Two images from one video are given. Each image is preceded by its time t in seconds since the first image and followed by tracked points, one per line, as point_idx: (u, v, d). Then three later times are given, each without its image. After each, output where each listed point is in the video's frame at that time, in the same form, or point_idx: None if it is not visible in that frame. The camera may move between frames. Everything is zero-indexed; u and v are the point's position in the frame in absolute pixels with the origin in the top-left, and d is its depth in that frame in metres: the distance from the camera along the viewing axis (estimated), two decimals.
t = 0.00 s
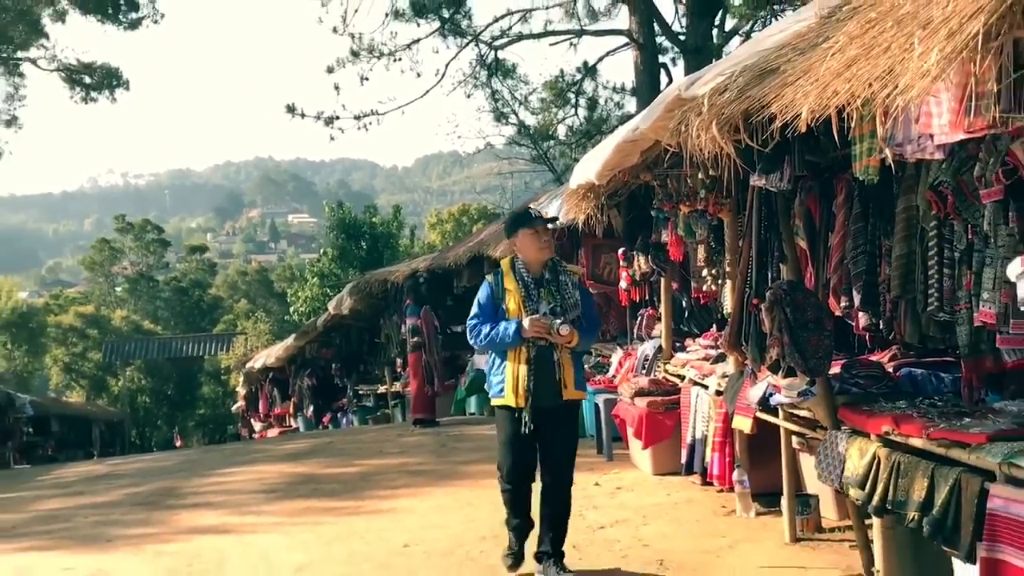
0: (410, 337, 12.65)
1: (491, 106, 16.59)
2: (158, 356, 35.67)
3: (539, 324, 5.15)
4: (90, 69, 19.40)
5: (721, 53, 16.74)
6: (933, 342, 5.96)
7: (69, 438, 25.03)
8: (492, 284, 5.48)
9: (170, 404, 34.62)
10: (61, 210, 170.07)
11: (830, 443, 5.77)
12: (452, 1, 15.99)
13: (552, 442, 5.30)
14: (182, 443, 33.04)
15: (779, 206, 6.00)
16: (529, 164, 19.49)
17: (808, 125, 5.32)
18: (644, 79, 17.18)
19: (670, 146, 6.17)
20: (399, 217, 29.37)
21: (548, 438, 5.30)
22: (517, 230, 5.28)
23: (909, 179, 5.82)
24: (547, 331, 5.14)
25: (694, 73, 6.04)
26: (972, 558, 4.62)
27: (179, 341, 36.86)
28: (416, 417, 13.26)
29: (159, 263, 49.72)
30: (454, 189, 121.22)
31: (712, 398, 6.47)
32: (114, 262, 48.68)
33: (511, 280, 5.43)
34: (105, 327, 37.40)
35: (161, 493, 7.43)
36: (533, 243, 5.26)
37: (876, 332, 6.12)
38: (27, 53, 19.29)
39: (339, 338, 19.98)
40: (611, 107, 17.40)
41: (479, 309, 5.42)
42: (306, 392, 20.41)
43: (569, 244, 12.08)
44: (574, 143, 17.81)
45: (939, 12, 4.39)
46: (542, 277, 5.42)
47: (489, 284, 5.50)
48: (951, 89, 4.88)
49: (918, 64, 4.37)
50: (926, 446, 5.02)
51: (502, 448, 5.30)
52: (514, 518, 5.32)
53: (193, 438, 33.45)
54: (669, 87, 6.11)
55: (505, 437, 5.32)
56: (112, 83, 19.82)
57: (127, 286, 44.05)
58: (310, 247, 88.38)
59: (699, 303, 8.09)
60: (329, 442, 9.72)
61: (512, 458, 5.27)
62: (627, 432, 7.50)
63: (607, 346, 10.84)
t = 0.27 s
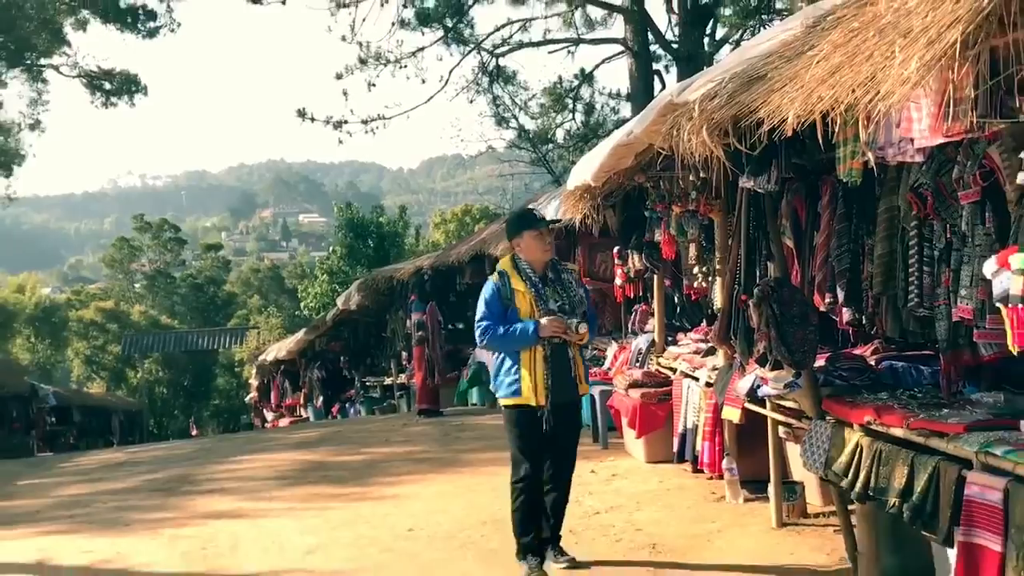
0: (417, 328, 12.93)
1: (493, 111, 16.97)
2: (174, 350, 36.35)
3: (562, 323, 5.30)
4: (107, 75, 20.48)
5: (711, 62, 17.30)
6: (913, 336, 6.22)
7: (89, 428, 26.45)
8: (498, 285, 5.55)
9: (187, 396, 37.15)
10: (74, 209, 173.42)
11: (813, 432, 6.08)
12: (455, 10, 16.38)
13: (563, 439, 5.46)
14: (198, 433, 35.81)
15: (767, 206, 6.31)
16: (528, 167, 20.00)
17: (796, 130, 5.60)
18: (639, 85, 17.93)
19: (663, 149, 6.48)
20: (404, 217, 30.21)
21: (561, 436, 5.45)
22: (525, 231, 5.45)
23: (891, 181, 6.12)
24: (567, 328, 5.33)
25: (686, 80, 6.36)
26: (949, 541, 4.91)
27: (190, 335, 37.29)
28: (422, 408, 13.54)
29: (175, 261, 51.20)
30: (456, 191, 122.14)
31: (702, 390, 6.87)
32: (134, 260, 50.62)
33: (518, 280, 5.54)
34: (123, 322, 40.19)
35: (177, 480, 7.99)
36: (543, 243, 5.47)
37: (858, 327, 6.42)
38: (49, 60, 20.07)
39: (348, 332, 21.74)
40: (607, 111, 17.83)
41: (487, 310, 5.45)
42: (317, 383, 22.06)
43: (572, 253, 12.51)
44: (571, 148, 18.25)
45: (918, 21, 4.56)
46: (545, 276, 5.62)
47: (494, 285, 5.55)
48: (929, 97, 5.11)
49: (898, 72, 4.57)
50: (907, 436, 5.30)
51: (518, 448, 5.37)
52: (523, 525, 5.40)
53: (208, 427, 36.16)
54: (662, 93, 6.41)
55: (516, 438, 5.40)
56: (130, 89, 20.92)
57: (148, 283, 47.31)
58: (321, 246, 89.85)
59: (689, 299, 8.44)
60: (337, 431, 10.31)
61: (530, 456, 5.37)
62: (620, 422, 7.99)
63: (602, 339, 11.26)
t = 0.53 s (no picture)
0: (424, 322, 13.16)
1: (496, 112, 17.27)
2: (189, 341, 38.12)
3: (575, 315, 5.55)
4: (127, 78, 22.41)
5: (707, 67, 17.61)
6: (899, 330, 6.51)
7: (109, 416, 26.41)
8: (501, 276, 5.63)
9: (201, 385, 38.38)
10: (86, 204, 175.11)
11: (802, 422, 6.29)
12: (460, 16, 16.64)
13: (564, 429, 5.71)
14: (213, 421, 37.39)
15: (758, 205, 6.58)
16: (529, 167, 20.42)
17: (787, 131, 5.81)
18: (635, 89, 18.27)
19: (659, 150, 6.75)
20: (411, 214, 30.69)
21: (562, 425, 5.71)
22: (532, 223, 5.67)
23: (878, 181, 6.38)
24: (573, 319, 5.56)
25: (681, 84, 6.63)
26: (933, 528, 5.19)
27: (205, 327, 38.80)
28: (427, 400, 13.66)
29: (191, 256, 52.18)
30: (460, 189, 122.74)
31: (697, 380, 7.28)
32: (151, 254, 51.32)
33: (522, 273, 5.69)
34: (141, 314, 41.55)
35: (192, 467, 8.41)
36: (543, 236, 5.72)
37: (846, 321, 6.74)
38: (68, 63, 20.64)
39: (357, 325, 22.37)
40: (607, 113, 18.12)
41: (489, 301, 5.52)
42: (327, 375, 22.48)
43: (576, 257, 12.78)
44: (571, 149, 18.54)
45: (906, 27, 4.72)
46: (543, 269, 5.84)
47: (498, 276, 5.61)
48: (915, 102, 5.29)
49: (886, 76, 4.73)
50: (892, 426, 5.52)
51: (528, 439, 5.52)
52: (527, 521, 5.55)
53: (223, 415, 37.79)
54: (658, 96, 6.68)
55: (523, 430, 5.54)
56: (149, 91, 22.82)
57: (164, 277, 48.25)
58: (333, 240, 90.98)
59: (683, 295, 8.74)
60: (345, 420, 10.76)
61: (539, 446, 5.54)
62: (617, 412, 8.44)
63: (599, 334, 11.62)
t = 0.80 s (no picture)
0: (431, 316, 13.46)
1: (499, 113, 17.47)
2: (202, 336, 39.31)
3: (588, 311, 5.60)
4: (141, 79, 22.75)
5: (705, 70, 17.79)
6: (893, 325, 6.68)
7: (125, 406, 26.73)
8: (519, 270, 5.73)
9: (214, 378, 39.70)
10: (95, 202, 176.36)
11: (799, 414, 6.44)
12: (464, 19, 16.84)
13: (576, 425, 5.77)
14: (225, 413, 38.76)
15: (755, 203, 6.75)
16: (532, 166, 20.70)
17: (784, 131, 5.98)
18: (635, 90, 18.47)
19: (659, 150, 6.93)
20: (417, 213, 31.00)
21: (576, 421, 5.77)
22: (554, 218, 5.71)
23: (872, 180, 6.54)
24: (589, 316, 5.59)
25: (680, 85, 6.81)
26: (924, 515, 5.35)
27: (217, 322, 40.20)
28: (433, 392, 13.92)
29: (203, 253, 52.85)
30: (464, 189, 123.06)
31: (694, 373, 7.55)
32: (164, 251, 51.95)
33: (540, 267, 5.77)
34: (154, 310, 42.37)
35: (204, 457, 8.68)
36: (565, 232, 5.75)
37: (841, 315, 6.90)
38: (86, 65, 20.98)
39: (365, 320, 22.80)
40: (607, 114, 18.30)
41: (506, 294, 5.65)
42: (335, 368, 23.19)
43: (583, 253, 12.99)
44: (572, 149, 18.73)
45: (900, 30, 4.86)
46: (564, 264, 5.89)
47: (515, 269, 5.73)
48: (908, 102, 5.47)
49: (882, 76, 4.87)
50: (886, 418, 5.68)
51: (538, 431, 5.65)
52: (532, 510, 5.74)
53: (235, 408, 39.24)
54: (658, 97, 6.86)
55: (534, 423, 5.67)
56: (162, 92, 23.04)
57: (177, 273, 48.98)
58: (342, 237, 91.63)
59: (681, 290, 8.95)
60: (352, 412, 11.05)
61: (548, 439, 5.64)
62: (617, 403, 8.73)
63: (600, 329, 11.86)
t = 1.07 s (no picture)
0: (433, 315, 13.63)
1: (501, 115, 17.61)
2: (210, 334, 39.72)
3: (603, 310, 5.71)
4: (151, 82, 22.92)
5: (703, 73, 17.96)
6: (888, 323, 6.81)
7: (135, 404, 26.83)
8: (536, 269, 5.83)
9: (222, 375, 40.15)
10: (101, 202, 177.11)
11: (796, 411, 6.55)
12: (468, 23, 16.98)
13: (589, 423, 5.87)
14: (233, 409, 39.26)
15: (753, 204, 6.89)
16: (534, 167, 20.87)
17: (782, 133, 6.10)
18: (636, 93, 18.64)
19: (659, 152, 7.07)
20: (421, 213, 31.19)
21: (589, 418, 5.87)
22: (572, 218, 5.80)
23: (868, 181, 6.67)
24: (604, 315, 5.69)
25: (680, 88, 6.95)
26: (920, 509, 5.47)
27: (226, 320, 40.59)
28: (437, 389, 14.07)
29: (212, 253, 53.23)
30: (468, 189, 123.19)
31: (693, 370, 7.72)
32: (173, 251, 52.31)
33: (556, 266, 5.86)
34: (163, 308, 42.72)
35: (212, 453, 8.84)
36: (583, 232, 5.83)
37: (837, 314, 7.04)
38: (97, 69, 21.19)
39: (370, 319, 23.02)
40: (608, 116, 18.45)
41: (523, 291, 5.75)
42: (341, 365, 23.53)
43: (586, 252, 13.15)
44: (573, 151, 18.88)
45: (896, 34, 4.97)
46: (580, 263, 5.97)
47: (532, 267, 5.82)
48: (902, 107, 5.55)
49: (878, 80, 4.98)
50: (881, 414, 5.80)
51: (552, 427, 5.76)
52: (539, 504, 5.87)
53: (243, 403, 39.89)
54: (658, 100, 7.00)
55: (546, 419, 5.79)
56: (171, 95, 23.22)
57: (186, 273, 49.39)
58: (347, 237, 91.97)
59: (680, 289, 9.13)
60: (358, 408, 11.23)
61: (560, 435, 5.76)
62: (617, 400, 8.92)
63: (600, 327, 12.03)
